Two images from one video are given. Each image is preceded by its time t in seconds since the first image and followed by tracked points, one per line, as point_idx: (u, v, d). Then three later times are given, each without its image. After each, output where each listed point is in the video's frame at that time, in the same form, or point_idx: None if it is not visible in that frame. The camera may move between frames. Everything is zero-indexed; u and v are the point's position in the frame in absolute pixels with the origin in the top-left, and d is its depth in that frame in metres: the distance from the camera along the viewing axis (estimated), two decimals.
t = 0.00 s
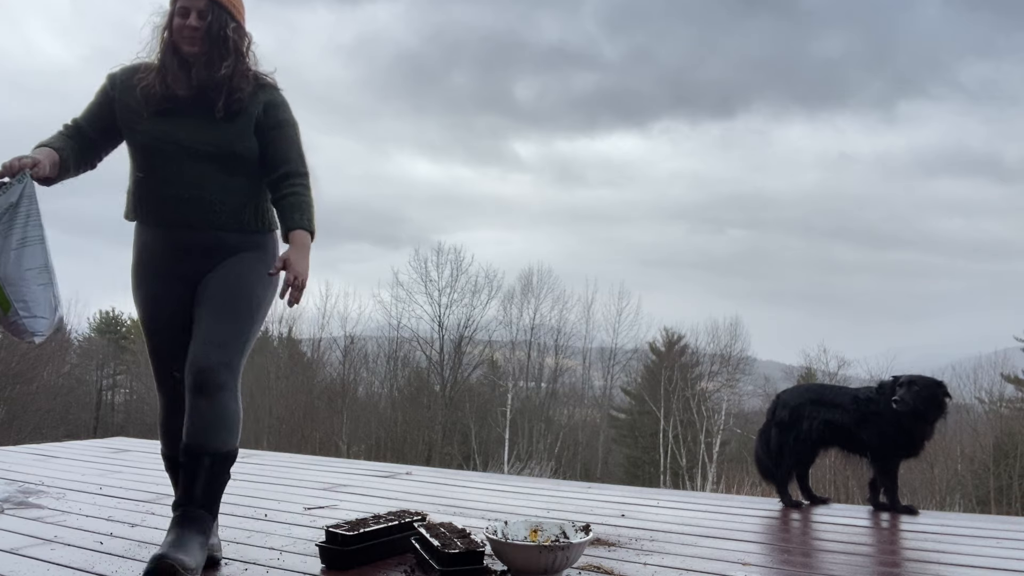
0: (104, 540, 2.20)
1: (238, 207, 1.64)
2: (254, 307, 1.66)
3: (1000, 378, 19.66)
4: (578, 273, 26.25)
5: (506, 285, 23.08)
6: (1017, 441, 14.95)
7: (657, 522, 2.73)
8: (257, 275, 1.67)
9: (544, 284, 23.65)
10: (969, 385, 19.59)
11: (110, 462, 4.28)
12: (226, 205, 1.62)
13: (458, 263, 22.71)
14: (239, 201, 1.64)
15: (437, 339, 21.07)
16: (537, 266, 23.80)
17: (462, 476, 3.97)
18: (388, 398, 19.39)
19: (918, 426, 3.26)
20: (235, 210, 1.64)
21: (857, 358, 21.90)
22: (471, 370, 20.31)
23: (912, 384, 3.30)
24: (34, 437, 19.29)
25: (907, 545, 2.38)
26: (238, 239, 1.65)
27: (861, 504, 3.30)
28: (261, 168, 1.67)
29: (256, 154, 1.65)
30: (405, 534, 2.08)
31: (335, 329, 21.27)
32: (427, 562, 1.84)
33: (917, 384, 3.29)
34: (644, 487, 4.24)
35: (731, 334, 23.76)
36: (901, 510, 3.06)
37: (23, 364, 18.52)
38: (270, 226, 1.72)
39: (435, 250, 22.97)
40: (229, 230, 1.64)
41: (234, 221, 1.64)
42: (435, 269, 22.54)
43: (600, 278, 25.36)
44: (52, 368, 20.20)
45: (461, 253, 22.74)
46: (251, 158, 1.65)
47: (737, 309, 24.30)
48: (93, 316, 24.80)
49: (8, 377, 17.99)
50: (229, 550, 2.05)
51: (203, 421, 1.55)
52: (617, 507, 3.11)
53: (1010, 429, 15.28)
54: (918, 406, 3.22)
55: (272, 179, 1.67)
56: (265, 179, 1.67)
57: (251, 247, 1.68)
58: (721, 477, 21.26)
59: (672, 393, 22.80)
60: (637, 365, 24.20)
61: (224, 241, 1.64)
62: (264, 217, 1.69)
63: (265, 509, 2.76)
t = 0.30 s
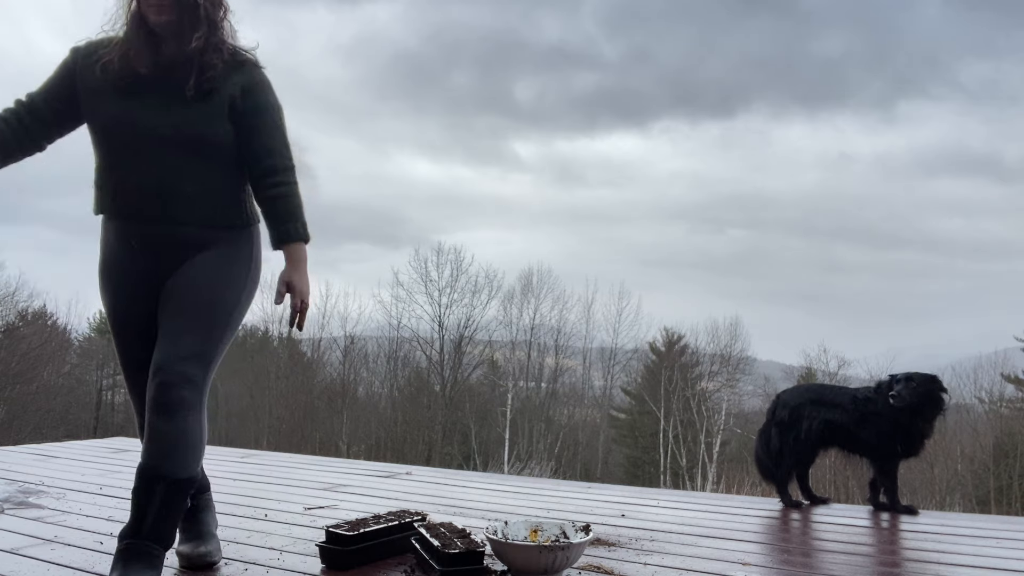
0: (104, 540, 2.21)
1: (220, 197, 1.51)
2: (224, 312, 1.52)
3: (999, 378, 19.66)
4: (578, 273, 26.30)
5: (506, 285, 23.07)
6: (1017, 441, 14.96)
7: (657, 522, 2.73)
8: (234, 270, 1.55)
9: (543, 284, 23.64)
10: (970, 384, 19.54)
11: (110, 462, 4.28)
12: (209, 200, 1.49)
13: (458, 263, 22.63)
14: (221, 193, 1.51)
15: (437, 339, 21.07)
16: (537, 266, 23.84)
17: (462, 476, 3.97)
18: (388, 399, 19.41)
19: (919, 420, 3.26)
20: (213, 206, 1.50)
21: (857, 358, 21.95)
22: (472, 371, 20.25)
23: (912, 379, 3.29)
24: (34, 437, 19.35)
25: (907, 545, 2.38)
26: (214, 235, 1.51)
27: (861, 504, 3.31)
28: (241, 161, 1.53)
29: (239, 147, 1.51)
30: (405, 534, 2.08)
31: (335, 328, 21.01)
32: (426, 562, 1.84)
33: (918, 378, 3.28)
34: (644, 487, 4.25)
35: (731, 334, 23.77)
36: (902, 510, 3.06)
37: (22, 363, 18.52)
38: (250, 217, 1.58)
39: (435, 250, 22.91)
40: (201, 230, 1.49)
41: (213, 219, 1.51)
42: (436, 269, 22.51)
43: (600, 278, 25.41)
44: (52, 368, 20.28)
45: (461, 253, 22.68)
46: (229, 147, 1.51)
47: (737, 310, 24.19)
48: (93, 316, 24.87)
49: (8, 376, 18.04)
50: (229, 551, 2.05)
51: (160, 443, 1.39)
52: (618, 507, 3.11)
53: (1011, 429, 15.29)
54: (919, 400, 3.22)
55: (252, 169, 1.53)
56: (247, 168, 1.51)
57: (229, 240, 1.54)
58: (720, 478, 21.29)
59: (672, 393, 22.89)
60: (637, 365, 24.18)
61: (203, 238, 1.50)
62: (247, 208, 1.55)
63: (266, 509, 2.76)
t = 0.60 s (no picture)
0: (103, 540, 2.20)
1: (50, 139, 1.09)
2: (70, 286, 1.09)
3: (999, 378, 19.65)
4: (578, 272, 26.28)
5: (506, 285, 22.97)
6: (1017, 441, 14.96)
7: (656, 522, 2.72)
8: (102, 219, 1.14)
9: (543, 283, 23.59)
10: (970, 384, 19.50)
11: (109, 462, 4.28)
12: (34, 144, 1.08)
13: (458, 263, 22.56)
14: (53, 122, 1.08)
15: (437, 339, 21.00)
16: (536, 265, 23.81)
17: (462, 476, 3.97)
18: (388, 399, 19.53)
19: (924, 424, 3.23)
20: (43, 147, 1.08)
21: (857, 358, 22.00)
22: (471, 370, 20.19)
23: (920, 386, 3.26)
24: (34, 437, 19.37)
25: (908, 545, 2.38)
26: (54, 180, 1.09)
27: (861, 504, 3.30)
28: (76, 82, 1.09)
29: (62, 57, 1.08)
30: (404, 535, 2.08)
31: (334, 328, 22.53)
32: (427, 562, 1.84)
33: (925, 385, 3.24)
34: (645, 487, 4.23)
35: (731, 334, 23.67)
36: (902, 510, 3.06)
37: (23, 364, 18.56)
38: (121, 135, 1.15)
39: (435, 249, 22.83)
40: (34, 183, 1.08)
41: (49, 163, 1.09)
42: (435, 269, 22.41)
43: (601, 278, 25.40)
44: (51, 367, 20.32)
45: (461, 253, 22.62)
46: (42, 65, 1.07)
47: (737, 309, 24.04)
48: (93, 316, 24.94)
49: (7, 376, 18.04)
50: (227, 551, 2.05)
51: (28, 478, 1.06)
52: (618, 507, 3.11)
53: (1011, 429, 15.29)
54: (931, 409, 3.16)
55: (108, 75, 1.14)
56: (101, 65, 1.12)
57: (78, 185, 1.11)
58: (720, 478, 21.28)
59: (672, 393, 22.95)
60: (637, 365, 24.37)
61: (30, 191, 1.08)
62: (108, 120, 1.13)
63: (266, 509, 2.76)
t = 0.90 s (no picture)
0: (103, 540, 2.20)
1: None
2: None
3: (999, 378, 19.66)
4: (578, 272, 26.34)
5: (505, 284, 23.00)
6: (1017, 441, 14.98)
7: (656, 522, 2.73)
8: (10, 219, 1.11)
9: (543, 283, 23.63)
10: (970, 384, 19.49)
11: (109, 462, 4.28)
12: None
13: (458, 263, 22.56)
14: None
15: (437, 339, 21.03)
16: (536, 265, 23.88)
17: (462, 476, 3.96)
18: (388, 399, 19.59)
19: (922, 424, 3.21)
20: None
21: (857, 358, 22.09)
22: (471, 370, 20.21)
23: (919, 387, 3.23)
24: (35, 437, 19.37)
25: (907, 545, 2.38)
26: None
27: (860, 503, 3.30)
28: None
29: None
30: (403, 534, 2.08)
31: (335, 328, 22.54)
32: (426, 562, 1.84)
33: (924, 385, 3.22)
34: (644, 487, 4.23)
35: (731, 334, 23.71)
36: (902, 510, 3.05)
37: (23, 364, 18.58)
38: None
39: (435, 250, 22.90)
40: None
41: None
42: (436, 269, 22.39)
43: (600, 278, 25.47)
44: (52, 367, 20.36)
45: (461, 253, 22.67)
46: None
47: (737, 309, 24.09)
48: (94, 315, 24.96)
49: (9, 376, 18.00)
50: (228, 550, 2.04)
51: None
52: (618, 507, 3.11)
53: (1010, 429, 15.33)
54: (929, 411, 3.15)
55: None
56: None
57: None
58: (720, 478, 21.32)
59: (672, 393, 22.97)
60: (637, 365, 24.68)
61: None
62: None
63: (265, 509, 2.76)
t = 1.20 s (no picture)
0: (103, 540, 2.20)
1: None
2: None
3: (999, 378, 19.65)
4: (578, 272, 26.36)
5: (505, 285, 23.03)
6: (1017, 441, 14.97)
7: (657, 522, 2.73)
8: None
9: (543, 283, 23.65)
10: (970, 384, 19.49)
11: (110, 462, 4.28)
12: None
13: (458, 263, 22.59)
14: None
15: (437, 339, 21.02)
16: (536, 266, 23.91)
17: (462, 477, 3.97)
18: (388, 399, 19.59)
19: (920, 423, 3.20)
20: None
21: (857, 358, 22.12)
22: (471, 371, 20.23)
23: (914, 386, 3.22)
24: (35, 437, 19.39)
25: (907, 545, 2.38)
26: None
27: (860, 504, 3.29)
28: None
29: None
30: (403, 535, 2.07)
31: (335, 328, 22.50)
32: (427, 562, 1.84)
33: (919, 384, 3.21)
34: (643, 486, 4.24)
35: (731, 334, 23.73)
36: (901, 510, 3.06)
37: (23, 363, 18.54)
38: None
39: (435, 250, 22.92)
40: None
41: None
42: (435, 269, 22.40)
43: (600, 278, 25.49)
44: (52, 367, 20.39)
45: (461, 253, 22.69)
46: None
47: (736, 309, 24.13)
48: (94, 316, 24.99)
49: (9, 376, 18.03)
50: (227, 550, 2.05)
51: None
52: (618, 507, 3.11)
53: (1010, 429, 15.31)
54: (922, 410, 3.14)
55: None
56: None
57: None
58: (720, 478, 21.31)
59: (672, 393, 22.92)
60: (637, 365, 24.76)
61: None
62: None
63: (265, 509, 2.76)
